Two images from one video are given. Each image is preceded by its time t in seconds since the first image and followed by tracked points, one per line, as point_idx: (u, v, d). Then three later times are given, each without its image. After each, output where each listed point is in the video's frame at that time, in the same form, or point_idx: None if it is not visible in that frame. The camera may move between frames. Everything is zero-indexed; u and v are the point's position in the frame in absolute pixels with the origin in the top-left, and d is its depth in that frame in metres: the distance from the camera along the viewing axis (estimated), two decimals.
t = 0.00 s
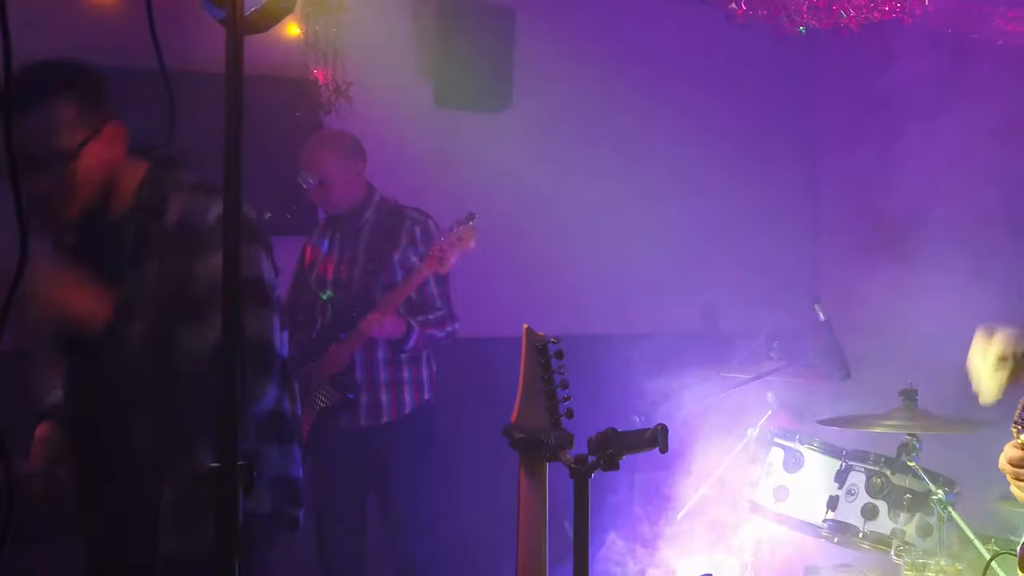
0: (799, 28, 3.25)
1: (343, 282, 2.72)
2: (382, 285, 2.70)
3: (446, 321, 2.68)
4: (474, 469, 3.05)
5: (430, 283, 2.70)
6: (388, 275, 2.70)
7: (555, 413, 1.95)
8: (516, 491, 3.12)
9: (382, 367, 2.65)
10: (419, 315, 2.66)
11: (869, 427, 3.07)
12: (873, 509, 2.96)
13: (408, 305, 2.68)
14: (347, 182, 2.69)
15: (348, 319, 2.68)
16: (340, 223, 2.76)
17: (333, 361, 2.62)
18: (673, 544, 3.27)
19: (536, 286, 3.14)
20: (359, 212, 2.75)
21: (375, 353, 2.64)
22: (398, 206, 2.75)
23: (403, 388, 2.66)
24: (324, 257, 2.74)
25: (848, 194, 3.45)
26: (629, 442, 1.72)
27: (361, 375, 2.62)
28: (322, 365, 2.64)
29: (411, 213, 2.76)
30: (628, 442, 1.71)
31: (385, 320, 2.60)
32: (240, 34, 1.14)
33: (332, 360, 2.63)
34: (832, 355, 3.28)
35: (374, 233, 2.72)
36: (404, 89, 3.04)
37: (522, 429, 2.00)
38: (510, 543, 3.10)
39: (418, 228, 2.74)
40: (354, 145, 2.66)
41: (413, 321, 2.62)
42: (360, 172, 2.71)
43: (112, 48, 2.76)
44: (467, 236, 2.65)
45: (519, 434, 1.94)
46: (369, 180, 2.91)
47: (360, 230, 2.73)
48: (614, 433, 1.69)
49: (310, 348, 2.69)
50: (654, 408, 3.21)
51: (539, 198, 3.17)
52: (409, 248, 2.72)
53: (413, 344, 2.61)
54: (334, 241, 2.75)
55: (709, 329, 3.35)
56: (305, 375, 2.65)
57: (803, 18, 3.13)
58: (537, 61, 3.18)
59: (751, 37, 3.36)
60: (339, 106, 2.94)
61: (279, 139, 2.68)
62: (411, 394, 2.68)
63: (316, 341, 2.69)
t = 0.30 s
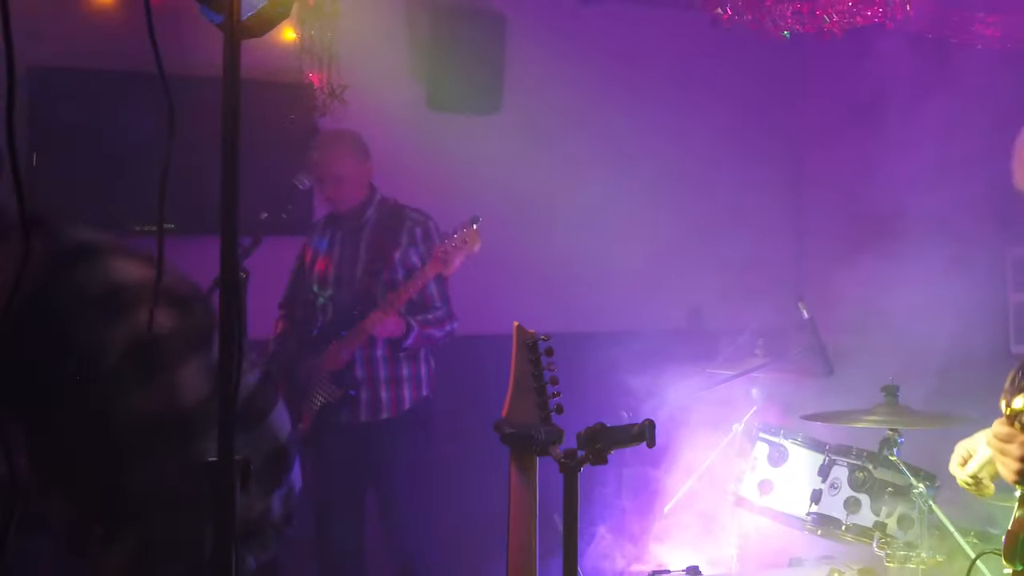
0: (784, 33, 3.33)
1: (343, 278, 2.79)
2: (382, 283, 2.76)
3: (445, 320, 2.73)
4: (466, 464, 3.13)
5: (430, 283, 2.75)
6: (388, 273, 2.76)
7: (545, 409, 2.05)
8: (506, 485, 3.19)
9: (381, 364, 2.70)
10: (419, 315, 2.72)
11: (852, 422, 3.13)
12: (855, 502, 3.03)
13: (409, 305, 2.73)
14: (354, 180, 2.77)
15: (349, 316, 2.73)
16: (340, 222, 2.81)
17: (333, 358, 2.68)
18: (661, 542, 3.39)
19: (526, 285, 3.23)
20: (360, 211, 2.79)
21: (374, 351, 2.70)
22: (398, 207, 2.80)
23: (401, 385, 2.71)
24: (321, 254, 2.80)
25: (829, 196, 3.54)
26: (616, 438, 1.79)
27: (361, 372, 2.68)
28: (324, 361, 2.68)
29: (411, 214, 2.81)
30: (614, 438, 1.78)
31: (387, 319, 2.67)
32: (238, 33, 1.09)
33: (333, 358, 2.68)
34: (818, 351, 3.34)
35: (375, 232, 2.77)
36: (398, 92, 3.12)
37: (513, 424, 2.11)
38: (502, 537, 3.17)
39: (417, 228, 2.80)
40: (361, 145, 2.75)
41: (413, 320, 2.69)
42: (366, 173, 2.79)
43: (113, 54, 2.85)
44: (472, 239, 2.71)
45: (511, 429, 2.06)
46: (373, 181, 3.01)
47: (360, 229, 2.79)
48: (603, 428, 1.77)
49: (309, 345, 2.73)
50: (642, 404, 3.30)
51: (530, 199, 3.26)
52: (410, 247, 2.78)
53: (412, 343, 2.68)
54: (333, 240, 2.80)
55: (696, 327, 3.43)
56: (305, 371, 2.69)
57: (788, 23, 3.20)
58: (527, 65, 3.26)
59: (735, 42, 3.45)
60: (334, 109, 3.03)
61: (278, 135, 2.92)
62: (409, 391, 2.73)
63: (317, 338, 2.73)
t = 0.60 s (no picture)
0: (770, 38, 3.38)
1: (357, 277, 2.88)
2: (394, 283, 2.86)
3: (454, 320, 2.81)
4: (460, 458, 3.20)
5: (440, 283, 2.84)
6: (400, 272, 2.85)
7: (536, 405, 2.15)
8: (497, 478, 3.28)
9: (391, 363, 2.81)
10: (428, 315, 2.80)
11: (830, 418, 3.23)
12: (838, 495, 3.13)
13: (419, 305, 2.82)
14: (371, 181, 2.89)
15: (361, 316, 2.80)
16: (355, 221, 2.94)
17: (348, 356, 2.77)
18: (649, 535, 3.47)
19: (516, 283, 3.32)
20: (376, 210, 2.90)
21: (383, 349, 2.81)
22: (413, 207, 2.90)
23: (410, 382, 2.83)
24: (330, 257, 2.92)
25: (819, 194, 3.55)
26: (604, 434, 1.95)
27: (371, 369, 2.78)
28: (336, 358, 2.76)
29: (425, 214, 2.91)
30: (605, 435, 1.94)
31: (395, 320, 2.74)
32: (238, 39, 1.07)
33: (342, 356, 2.76)
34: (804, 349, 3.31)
35: (389, 232, 2.87)
36: (392, 97, 3.22)
37: (506, 421, 2.17)
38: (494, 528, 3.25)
39: (430, 229, 2.88)
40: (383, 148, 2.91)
41: (422, 320, 2.76)
42: (383, 173, 2.92)
43: (114, 57, 2.92)
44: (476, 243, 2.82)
45: (503, 425, 2.15)
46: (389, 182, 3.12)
47: (376, 230, 2.89)
48: (593, 424, 1.92)
49: (323, 344, 2.82)
50: (630, 400, 3.39)
51: (521, 199, 3.35)
52: (422, 248, 2.86)
53: (419, 342, 2.76)
54: (347, 240, 2.92)
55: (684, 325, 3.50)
56: (319, 367, 2.75)
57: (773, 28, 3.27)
58: (518, 70, 3.35)
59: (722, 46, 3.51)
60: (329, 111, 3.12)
61: (284, 137, 3.08)
62: (419, 389, 2.84)
63: (330, 337, 2.81)
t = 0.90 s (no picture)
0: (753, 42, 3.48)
1: (375, 274, 3.05)
2: (413, 282, 3.03)
3: (468, 320, 2.97)
4: (454, 445, 3.38)
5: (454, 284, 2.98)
6: (416, 270, 3.02)
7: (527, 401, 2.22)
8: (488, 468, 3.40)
9: (407, 362, 2.93)
10: (442, 314, 2.95)
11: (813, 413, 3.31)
12: (820, 490, 3.19)
13: (434, 304, 2.95)
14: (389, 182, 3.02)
15: (380, 312, 2.97)
16: (376, 218, 3.05)
17: (368, 355, 2.92)
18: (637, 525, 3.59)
19: (506, 281, 3.40)
20: (394, 209, 3.03)
21: (400, 348, 2.94)
22: (430, 207, 3.05)
23: (427, 381, 2.93)
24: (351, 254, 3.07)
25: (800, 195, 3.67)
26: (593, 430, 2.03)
27: (388, 367, 2.91)
28: (358, 357, 2.93)
29: (441, 215, 3.06)
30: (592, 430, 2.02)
31: (409, 320, 2.89)
32: (234, 48, 1.13)
33: (366, 355, 2.92)
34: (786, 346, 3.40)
35: (406, 230, 3.03)
36: (387, 99, 3.31)
37: (496, 416, 2.26)
38: (483, 515, 3.43)
39: (446, 229, 3.05)
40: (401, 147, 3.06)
41: (436, 320, 2.92)
42: (402, 174, 3.06)
43: (115, 61, 3.01)
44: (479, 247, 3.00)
45: (492, 420, 2.24)
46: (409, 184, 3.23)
47: (393, 227, 3.04)
48: (580, 420, 1.99)
49: (344, 339, 2.99)
50: (618, 394, 3.48)
51: (511, 198, 3.44)
52: (437, 248, 3.03)
53: (434, 342, 2.92)
54: (368, 236, 3.07)
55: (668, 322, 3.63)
56: (341, 362, 2.94)
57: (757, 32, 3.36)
58: (509, 73, 3.43)
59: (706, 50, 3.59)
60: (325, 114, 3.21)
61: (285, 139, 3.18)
62: (435, 387, 2.95)
63: (350, 333, 2.99)
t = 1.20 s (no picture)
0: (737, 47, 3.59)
1: (385, 273, 3.12)
2: (421, 283, 3.08)
3: (472, 323, 3.06)
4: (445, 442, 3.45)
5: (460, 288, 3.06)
6: (423, 272, 3.06)
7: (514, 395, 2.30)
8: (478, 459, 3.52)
9: (414, 361, 3.05)
10: (445, 317, 3.03)
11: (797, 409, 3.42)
12: (804, 483, 3.25)
13: (438, 307, 3.05)
14: (398, 186, 3.15)
15: (388, 312, 3.07)
16: (387, 218, 3.17)
17: (378, 354, 3.02)
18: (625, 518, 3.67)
19: (496, 280, 3.49)
20: (404, 210, 3.13)
21: (407, 347, 3.05)
22: (439, 210, 3.11)
23: (431, 381, 3.06)
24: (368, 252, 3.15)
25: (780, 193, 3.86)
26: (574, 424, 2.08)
27: (395, 366, 3.03)
28: (368, 356, 3.04)
29: (450, 217, 3.14)
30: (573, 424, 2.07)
31: (417, 324, 2.96)
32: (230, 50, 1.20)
33: (376, 355, 3.03)
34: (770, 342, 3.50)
35: (415, 231, 3.09)
36: (380, 102, 3.39)
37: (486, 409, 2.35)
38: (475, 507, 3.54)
39: (453, 232, 3.12)
40: (411, 152, 3.16)
41: (440, 323, 3.00)
42: (413, 177, 3.19)
43: (115, 66, 3.11)
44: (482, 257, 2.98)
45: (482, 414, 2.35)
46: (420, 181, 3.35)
47: (403, 228, 3.12)
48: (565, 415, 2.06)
49: (359, 337, 3.13)
50: (605, 389, 3.58)
51: (502, 198, 3.52)
52: (443, 250, 3.09)
53: (438, 343, 3.00)
54: (382, 235, 3.15)
55: (655, 319, 3.73)
56: (353, 361, 3.09)
57: (740, 38, 3.50)
58: (500, 77, 3.53)
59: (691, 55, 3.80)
60: (319, 117, 3.30)
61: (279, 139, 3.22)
62: (439, 387, 3.08)
63: (364, 331, 3.12)
